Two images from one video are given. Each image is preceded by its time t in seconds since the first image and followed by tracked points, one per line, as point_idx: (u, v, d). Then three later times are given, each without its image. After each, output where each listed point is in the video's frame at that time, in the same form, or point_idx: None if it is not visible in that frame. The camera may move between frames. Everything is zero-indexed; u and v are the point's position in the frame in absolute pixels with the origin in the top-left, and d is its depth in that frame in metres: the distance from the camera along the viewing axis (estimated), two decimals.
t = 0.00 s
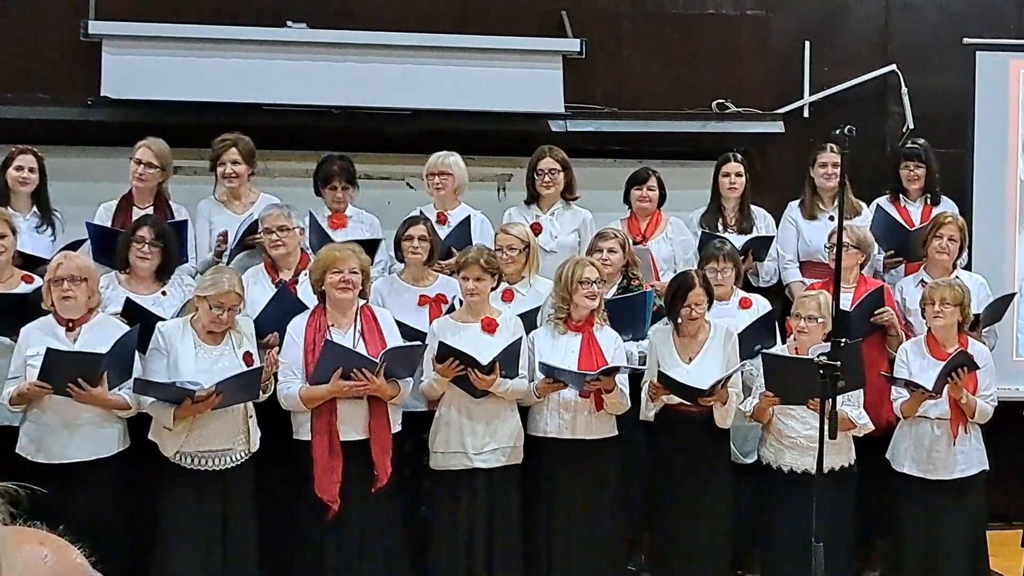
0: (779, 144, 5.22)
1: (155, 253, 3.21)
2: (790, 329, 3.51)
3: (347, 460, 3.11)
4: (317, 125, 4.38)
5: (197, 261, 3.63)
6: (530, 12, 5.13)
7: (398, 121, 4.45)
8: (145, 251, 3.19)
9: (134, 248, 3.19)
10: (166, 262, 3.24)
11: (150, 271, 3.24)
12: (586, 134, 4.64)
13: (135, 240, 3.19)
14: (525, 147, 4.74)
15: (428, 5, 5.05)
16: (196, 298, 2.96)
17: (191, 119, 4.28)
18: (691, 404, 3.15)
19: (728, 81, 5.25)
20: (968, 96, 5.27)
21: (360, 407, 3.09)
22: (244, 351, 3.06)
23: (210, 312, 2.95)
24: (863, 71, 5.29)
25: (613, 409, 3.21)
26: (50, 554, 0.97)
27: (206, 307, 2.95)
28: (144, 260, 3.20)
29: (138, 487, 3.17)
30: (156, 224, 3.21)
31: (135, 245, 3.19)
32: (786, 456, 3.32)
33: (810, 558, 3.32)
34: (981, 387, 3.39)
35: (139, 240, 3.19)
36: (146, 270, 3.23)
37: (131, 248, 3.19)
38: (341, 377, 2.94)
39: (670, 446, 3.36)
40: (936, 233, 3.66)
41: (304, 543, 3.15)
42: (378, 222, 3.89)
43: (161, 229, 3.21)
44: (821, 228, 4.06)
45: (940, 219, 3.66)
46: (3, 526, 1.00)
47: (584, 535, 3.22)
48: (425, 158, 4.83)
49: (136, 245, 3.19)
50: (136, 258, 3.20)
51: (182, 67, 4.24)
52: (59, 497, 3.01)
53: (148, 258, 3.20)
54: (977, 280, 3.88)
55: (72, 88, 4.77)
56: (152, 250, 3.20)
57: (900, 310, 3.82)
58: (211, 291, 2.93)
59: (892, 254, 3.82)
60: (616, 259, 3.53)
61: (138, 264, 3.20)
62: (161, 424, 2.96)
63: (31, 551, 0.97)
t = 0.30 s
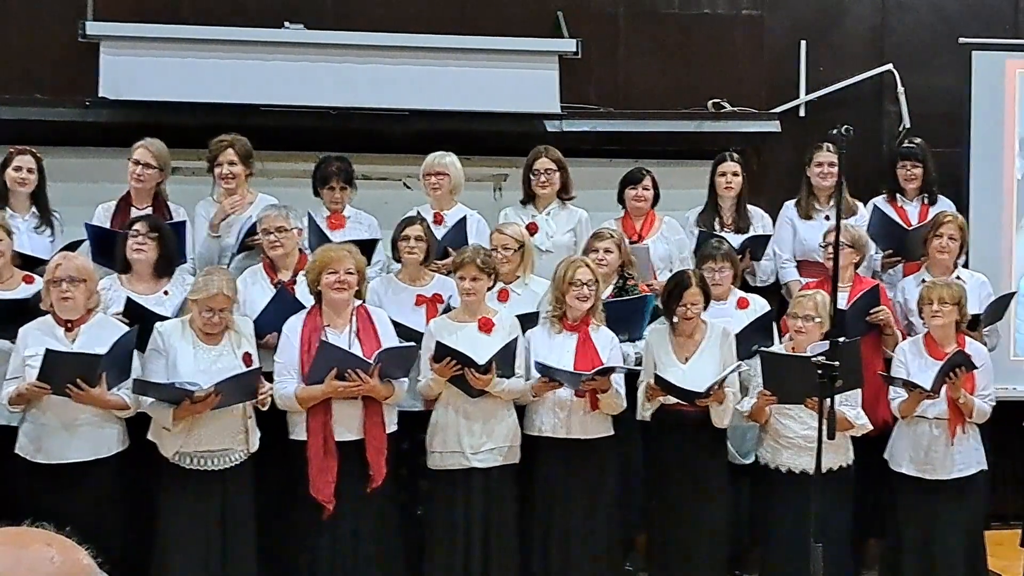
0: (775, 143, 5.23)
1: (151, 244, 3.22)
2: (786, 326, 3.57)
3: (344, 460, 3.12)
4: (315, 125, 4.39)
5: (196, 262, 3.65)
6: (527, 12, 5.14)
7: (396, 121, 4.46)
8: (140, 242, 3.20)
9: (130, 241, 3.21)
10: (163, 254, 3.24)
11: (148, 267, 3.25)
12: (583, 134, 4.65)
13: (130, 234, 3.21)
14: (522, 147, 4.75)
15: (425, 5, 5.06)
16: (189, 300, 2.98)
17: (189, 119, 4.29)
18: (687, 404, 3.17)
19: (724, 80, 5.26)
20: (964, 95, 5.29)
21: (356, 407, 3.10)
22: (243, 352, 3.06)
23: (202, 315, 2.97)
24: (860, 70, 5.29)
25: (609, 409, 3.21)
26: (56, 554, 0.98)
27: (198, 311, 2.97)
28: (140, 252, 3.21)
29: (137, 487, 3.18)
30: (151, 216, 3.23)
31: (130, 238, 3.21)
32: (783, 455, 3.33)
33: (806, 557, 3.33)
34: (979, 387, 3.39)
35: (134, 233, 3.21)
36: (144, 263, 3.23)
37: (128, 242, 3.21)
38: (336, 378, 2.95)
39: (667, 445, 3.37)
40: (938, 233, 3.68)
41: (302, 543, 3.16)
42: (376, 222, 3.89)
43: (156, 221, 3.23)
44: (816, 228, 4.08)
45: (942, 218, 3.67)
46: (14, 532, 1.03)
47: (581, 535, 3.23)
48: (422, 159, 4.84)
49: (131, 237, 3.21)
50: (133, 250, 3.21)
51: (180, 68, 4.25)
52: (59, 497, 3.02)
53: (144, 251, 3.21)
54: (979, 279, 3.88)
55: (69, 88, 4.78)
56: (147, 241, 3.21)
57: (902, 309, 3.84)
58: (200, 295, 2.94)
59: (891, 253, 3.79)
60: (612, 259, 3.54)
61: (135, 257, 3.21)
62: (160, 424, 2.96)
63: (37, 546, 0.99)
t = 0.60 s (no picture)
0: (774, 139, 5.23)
1: (152, 242, 3.21)
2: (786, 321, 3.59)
3: (344, 456, 3.12)
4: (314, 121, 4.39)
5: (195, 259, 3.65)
6: (526, 7, 5.13)
7: (395, 117, 4.46)
8: (142, 241, 3.20)
9: (132, 239, 3.21)
10: (164, 252, 3.23)
11: (150, 265, 3.24)
12: (583, 129, 4.65)
13: (133, 231, 3.21)
14: (521, 143, 4.75)
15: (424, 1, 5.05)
16: (186, 297, 2.98)
17: (188, 115, 4.29)
18: (687, 399, 3.17)
19: (723, 75, 5.26)
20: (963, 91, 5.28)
21: (351, 403, 3.09)
22: (241, 347, 3.06)
23: (200, 311, 2.96)
24: (860, 65, 5.28)
25: (607, 405, 3.19)
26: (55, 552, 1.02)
27: (196, 307, 2.97)
28: (142, 250, 3.20)
29: (137, 484, 3.18)
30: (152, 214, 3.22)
31: (133, 236, 3.21)
32: (783, 450, 3.32)
33: (806, 552, 3.33)
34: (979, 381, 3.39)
35: (136, 231, 3.20)
36: (146, 262, 3.22)
37: (130, 240, 3.21)
38: (331, 374, 2.95)
39: (667, 441, 3.37)
40: (941, 229, 3.66)
41: (301, 539, 3.16)
42: (377, 218, 3.89)
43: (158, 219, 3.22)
44: (815, 223, 4.08)
45: (946, 213, 3.67)
46: (15, 526, 1.06)
47: (580, 530, 3.24)
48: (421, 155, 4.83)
49: (133, 236, 3.20)
50: (135, 248, 3.20)
51: (179, 64, 4.24)
52: (59, 494, 3.02)
53: (146, 250, 3.20)
54: (983, 275, 3.88)
55: (68, 85, 4.77)
56: (150, 239, 3.20)
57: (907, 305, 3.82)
58: (197, 292, 2.94)
59: (891, 248, 3.81)
60: (612, 255, 3.54)
61: (137, 255, 3.20)
62: (159, 421, 2.96)
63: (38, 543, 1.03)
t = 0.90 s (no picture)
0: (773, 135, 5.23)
1: (145, 238, 3.21)
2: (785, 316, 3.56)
3: (343, 453, 3.13)
4: (313, 119, 4.39)
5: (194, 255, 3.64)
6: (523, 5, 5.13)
7: (394, 115, 4.46)
8: (135, 236, 3.20)
9: (125, 235, 3.21)
10: (158, 248, 3.24)
11: (144, 261, 3.24)
12: (581, 127, 4.66)
13: (126, 227, 3.21)
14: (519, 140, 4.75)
15: None
16: (186, 295, 2.98)
17: (188, 113, 4.29)
18: (687, 395, 3.17)
19: (722, 72, 5.26)
20: (962, 86, 5.29)
21: (348, 400, 3.09)
22: (241, 345, 3.06)
23: (199, 308, 2.97)
24: (858, 62, 5.29)
25: (604, 402, 3.20)
26: (60, 550, 1.03)
27: (195, 304, 2.97)
28: (135, 246, 3.20)
29: (136, 480, 3.19)
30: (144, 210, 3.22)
31: (125, 232, 3.21)
32: (781, 447, 3.33)
33: (804, 548, 3.34)
34: (977, 377, 3.39)
35: (129, 227, 3.20)
36: (140, 258, 3.23)
37: (123, 237, 3.21)
38: (328, 371, 2.95)
39: (664, 437, 3.38)
40: (950, 225, 3.65)
41: (300, 535, 3.17)
42: (375, 215, 3.90)
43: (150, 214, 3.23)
44: (813, 220, 4.09)
45: (950, 209, 3.66)
46: (19, 522, 1.08)
47: (579, 526, 3.24)
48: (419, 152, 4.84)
49: (126, 231, 3.21)
50: (128, 245, 3.20)
51: (178, 61, 4.25)
52: (57, 491, 3.02)
53: (139, 246, 3.21)
54: (983, 271, 3.86)
55: (66, 82, 4.77)
56: (142, 235, 3.21)
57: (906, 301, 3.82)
58: (195, 288, 2.94)
59: (890, 243, 3.79)
60: (609, 251, 3.55)
61: (130, 251, 3.21)
62: (159, 418, 2.97)
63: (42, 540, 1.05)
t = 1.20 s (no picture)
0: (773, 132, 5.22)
1: (144, 235, 3.22)
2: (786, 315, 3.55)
3: (344, 450, 3.13)
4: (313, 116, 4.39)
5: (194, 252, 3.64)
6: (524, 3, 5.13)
7: (394, 113, 4.45)
8: (133, 233, 3.21)
9: (124, 232, 3.22)
10: (156, 245, 3.25)
11: (142, 258, 3.25)
12: (581, 124, 4.66)
13: (124, 224, 3.22)
14: (519, 137, 4.75)
15: None
16: (186, 293, 2.99)
17: (188, 111, 4.29)
18: (687, 393, 3.17)
19: (722, 70, 5.26)
20: (962, 84, 5.29)
21: (351, 397, 3.10)
22: (242, 343, 3.06)
23: (199, 306, 2.97)
24: (858, 59, 5.29)
25: (603, 400, 3.21)
26: (65, 548, 1.03)
27: (196, 302, 2.97)
28: (134, 243, 3.21)
29: (136, 478, 3.19)
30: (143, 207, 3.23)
31: (124, 229, 3.22)
32: (781, 444, 3.33)
33: (804, 545, 3.34)
34: (978, 375, 3.39)
35: (128, 224, 3.21)
36: (138, 255, 3.24)
37: (121, 234, 3.22)
38: (331, 368, 2.95)
39: (665, 435, 3.38)
40: (955, 223, 3.66)
41: (301, 532, 3.17)
42: (377, 213, 3.88)
43: (148, 212, 3.24)
44: (813, 217, 4.09)
45: (950, 207, 3.67)
46: (24, 520, 1.08)
47: (579, 523, 3.24)
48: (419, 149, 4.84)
49: (124, 228, 3.22)
50: (126, 242, 3.21)
51: (178, 59, 4.24)
52: (58, 489, 3.02)
53: (137, 243, 3.22)
54: (980, 269, 3.85)
55: (66, 81, 4.77)
56: (141, 232, 3.22)
57: (904, 299, 3.81)
58: (196, 287, 2.94)
59: (891, 241, 3.76)
60: (608, 249, 3.55)
61: (128, 248, 3.22)
62: (160, 416, 2.97)
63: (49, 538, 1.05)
